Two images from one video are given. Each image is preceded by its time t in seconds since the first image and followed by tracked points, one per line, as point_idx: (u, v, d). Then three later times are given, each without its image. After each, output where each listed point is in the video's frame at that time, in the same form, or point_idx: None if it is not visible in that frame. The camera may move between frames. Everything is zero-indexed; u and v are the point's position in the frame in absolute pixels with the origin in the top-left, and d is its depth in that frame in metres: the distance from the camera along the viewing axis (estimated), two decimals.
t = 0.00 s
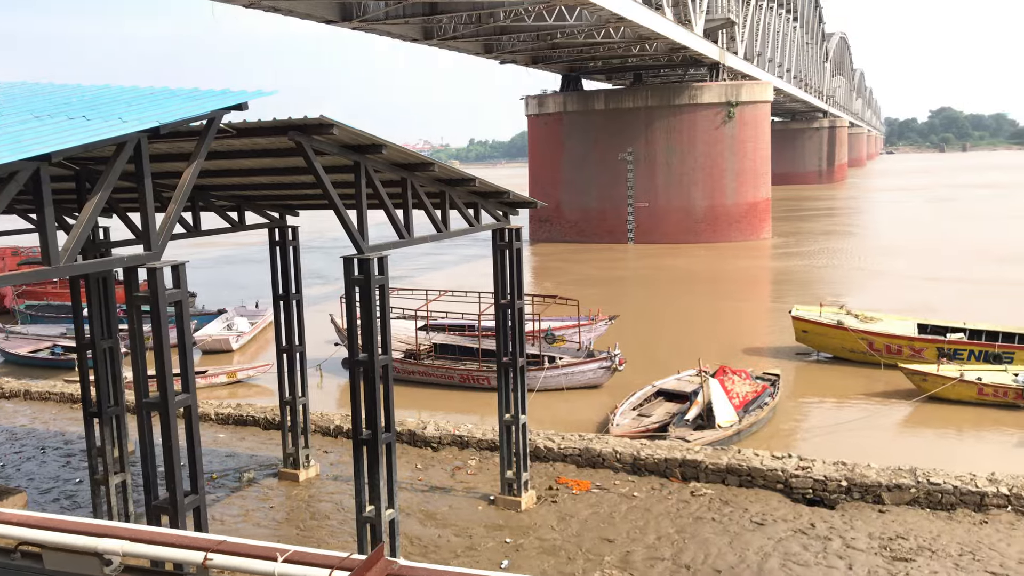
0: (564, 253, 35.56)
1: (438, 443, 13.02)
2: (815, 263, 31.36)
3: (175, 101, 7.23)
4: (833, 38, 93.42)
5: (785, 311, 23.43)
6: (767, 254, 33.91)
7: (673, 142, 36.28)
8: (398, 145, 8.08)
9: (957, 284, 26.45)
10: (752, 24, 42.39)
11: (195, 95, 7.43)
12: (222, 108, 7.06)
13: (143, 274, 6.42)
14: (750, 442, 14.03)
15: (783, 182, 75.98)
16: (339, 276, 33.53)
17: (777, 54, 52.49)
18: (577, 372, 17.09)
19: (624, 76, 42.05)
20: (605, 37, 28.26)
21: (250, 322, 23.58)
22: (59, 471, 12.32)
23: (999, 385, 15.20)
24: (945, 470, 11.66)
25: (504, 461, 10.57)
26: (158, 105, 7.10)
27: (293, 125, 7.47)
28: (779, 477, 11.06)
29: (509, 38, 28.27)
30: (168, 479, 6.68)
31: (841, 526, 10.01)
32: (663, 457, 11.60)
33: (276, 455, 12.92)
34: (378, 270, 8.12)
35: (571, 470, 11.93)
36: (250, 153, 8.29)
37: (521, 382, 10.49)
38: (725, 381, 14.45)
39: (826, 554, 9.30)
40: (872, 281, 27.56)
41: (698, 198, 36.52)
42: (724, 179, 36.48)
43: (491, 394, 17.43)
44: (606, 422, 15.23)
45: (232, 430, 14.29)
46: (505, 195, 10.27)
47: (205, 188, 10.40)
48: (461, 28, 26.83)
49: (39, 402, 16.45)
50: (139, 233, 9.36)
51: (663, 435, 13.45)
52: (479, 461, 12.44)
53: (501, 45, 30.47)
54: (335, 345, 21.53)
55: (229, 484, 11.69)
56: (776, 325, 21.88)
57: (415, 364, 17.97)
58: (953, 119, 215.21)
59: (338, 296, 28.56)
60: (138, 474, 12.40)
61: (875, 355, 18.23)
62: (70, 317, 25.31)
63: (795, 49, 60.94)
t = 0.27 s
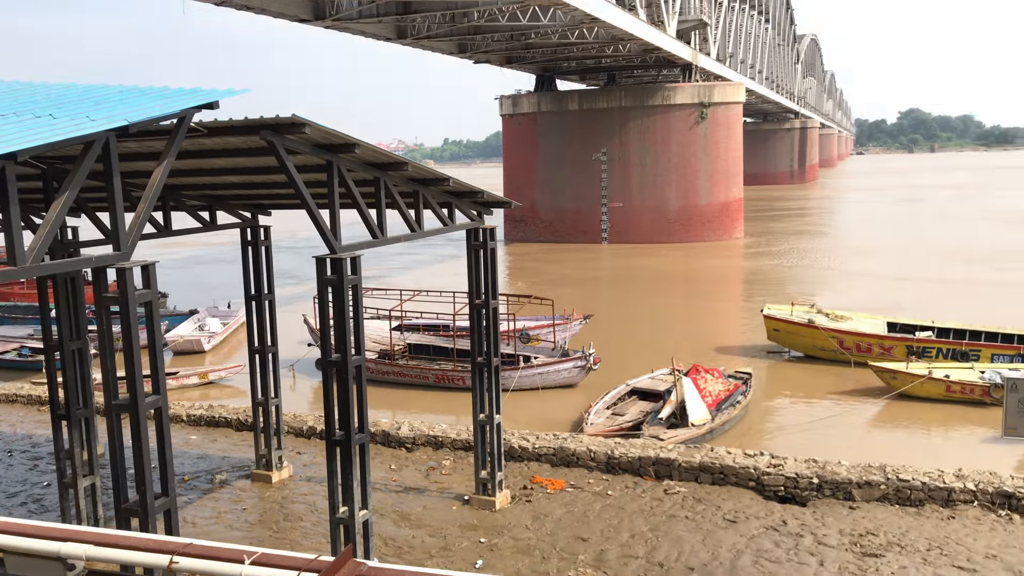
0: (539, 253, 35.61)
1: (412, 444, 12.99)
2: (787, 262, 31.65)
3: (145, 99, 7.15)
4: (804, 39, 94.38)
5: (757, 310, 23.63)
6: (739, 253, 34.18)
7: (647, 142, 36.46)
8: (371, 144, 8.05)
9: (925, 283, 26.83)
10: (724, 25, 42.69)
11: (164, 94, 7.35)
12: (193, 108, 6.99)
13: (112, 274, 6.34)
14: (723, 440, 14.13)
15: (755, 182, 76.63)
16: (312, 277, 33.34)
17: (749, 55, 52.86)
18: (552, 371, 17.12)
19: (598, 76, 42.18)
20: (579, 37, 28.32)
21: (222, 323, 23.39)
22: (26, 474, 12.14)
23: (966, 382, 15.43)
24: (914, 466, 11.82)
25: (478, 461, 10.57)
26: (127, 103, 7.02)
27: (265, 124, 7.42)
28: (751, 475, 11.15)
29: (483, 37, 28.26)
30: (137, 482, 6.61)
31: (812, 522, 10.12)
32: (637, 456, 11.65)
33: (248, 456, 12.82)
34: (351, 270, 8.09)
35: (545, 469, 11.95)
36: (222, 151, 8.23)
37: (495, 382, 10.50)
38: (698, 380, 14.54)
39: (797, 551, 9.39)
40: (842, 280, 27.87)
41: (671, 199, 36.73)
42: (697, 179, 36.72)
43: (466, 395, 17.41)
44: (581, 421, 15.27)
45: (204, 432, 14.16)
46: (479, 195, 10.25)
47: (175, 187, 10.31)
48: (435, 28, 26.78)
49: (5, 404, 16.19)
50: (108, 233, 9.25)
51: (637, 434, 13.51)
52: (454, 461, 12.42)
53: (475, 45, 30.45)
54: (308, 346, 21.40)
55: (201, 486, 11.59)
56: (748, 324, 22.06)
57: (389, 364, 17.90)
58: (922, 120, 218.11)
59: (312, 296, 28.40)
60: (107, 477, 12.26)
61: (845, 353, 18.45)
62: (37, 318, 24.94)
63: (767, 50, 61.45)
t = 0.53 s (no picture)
0: (513, 251, 35.62)
1: (386, 443, 12.94)
2: (760, 260, 31.91)
3: (113, 96, 7.05)
4: (776, 39, 95.14)
5: (730, 307, 23.79)
6: (712, 251, 34.40)
7: (621, 141, 36.58)
8: (344, 142, 8.00)
9: (894, 280, 27.15)
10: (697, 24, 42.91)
11: (133, 90, 7.26)
12: (162, 105, 6.91)
13: (80, 273, 6.25)
14: (697, 437, 14.22)
15: (727, 181, 77.13)
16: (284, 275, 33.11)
17: (722, 54, 53.22)
18: (527, 370, 17.13)
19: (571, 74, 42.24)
20: (553, 35, 28.35)
21: (193, 322, 23.15)
22: None
23: (935, 378, 15.63)
24: (884, 462, 11.96)
25: (453, 460, 10.55)
26: (95, 100, 6.92)
27: (236, 122, 7.35)
28: (724, 471, 11.23)
29: (457, 35, 28.19)
30: (107, 484, 6.52)
31: (784, 518, 10.21)
32: (612, 453, 11.69)
33: (220, 457, 12.71)
34: (324, 268, 8.04)
35: (520, 467, 11.95)
36: (192, 149, 8.14)
37: (470, 381, 10.48)
38: (672, 377, 14.61)
39: (770, 546, 9.47)
40: (814, 277, 28.13)
41: (645, 197, 36.88)
42: (671, 178, 36.90)
43: (441, 393, 17.38)
44: (556, 419, 15.29)
45: (175, 433, 14.01)
46: (453, 193, 10.22)
47: (145, 185, 10.18)
48: (408, 25, 26.70)
49: None
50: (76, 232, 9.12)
51: (611, 431, 13.55)
52: (428, 460, 12.39)
53: (448, 43, 30.38)
54: (281, 345, 21.25)
55: (173, 487, 11.47)
56: (721, 321, 22.21)
57: (364, 363, 17.82)
58: (891, 119, 220.68)
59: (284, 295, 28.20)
60: (76, 479, 12.10)
61: (817, 351, 18.63)
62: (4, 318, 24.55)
63: (739, 49, 61.86)
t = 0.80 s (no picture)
0: (492, 251, 35.61)
1: (365, 443, 12.89)
2: (737, 260, 32.10)
3: (88, 94, 6.99)
4: (753, 39, 95.72)
5: (708, 306, 23.92)
6: (691, 251, 34.57)
7: (600, 140, 36.67)
8: (322, 140, 7.96)
9: (870, 279, 27.42)
10: (675, 25, 43.08)
11: (108, 88, 7.20)
12: (138, 103, 6.85)
13: (54, 273, 6.18)
14: (675, 435, 14.29)
15: (705, 180, 77.51)
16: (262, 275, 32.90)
17: (700, 54, 53.50)
18: (507, 369, 17.14)
19: (550, 74, 42.29)
20: (532, 35, 28.38)
21: (170, 322, 22.96)
22: None
23: (910, 376, 15.80)
24: (860, 459, 12.08)
25: (432, 460, 10.52)
26: (70, 98, 6.85)
27: (213, 120, 7.30)
28: (703, 469, 11.29)
29: (435, 34, 28.15)
30: (82, 486, 6.44)
31: (762, 515, 10.28)
32: (591, 452, 11.72)
33: (198, 457, 12.61)
34: (302, 268, 7.99)
35: (499, 467, 11.94)
36: (169, 148, 8.08)
37: (449, 380, 10.46)
38: (650, 376, 14.67)
39: (748, 544, 9.53)
40: (790, 277, 28.34)
41: (624, 196, 36.99)
42: (650, 177, 37.03)
43: (420, 393, 17.35)
44: (535, 418, 15.31)
45: (152, 433, 13.89)
46: (432, 192, 10.19)
47: (120, 183, 10.07)
48: (387, 24, 26.64)
49: None
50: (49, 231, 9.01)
51: (590, 430, 13.58)
52: (407, 460, 12.36)
53: (427, 41, 30.32)
54: (259, 345, 21.12)
55: (149, 488, 11.36)
56: (700, 320, 22.33)
57: (343, 363, 17.75)
58: (867, 120, 222.73)
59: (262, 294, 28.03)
60: (50, 481, 11.95)
61: (793, 349, 18.78)
62: None
63: (717, 50, 62.21)
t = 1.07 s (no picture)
0: (474, 252, 35.59)
1: (346, 445, 12.84)
2: (718, 261, 32.26)
3: (66, 93, 6.92)
4: (734, 42, 96.22)
5: (689, 307, 24.02)
6: (672, 252, 34.71)
7: (581, 142, 36.74)
8: (302, 141, 7.93)
9: (849, 280, 27.64)
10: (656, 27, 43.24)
11: (86, 88, 7.14)
12: (116, 103, 6.80)
13: (31, 274, 6.12)
14: (656, 436, 14.34)
15: (686, 182, 77.82)
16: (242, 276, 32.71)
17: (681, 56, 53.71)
18: (489, 370, 17.12)
19: (532, 75, 42.32)
20: (513, 36, 28.39)
21: (149, 324, 22.77)
22: None
23: (888, 376, 15.93)
24: (839, 459, 12.17)
25: (414, 461, 10.48)
26: (47, 97, 6.78)
27: (193, 120, 7.25)
28: (684, 470, 11.33)
29: (417, 35, 28.10)
30: (59, 489, 6.38)
31: (742, 516, 10.33)
32: (573, 453, 11.73)
33: (177, 460, 12.51)
34: (283, 269, 7.95)
35: (481, 468, 11.92)
36: (148, 148, 8.02)
37: (431, 382, 10.43)
38: (632, 377, 14.72)
39: (729, 544, 9.57)
40: (770, 278, 28.52)
41: (605, 198, 37.08)
42: (631, 179, 37.14)
43: (402, 394, 17.30)
44: (517, 420, 15.31)
45: (131, 436, 13.77)
46: (414, 193, 10.16)
47: (99, 184, 9.97)
48: (368, 25, 26.56)
49: None
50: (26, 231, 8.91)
51: (572, 431, 13.60)
52: (389, 462, 12.32)
53: (408, 42, 30.26)
54: (239, 347, 20.98)
55: (128, 491, 11.26)
56: (681, 321, 22.41)
57: (324, 364, 17.67)
58: (846, 122, 224.56)
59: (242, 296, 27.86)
60: (27, 485, 11.82)
61: (773, 350, 18.89)
62: None
63: (698, 52, 62.48)
